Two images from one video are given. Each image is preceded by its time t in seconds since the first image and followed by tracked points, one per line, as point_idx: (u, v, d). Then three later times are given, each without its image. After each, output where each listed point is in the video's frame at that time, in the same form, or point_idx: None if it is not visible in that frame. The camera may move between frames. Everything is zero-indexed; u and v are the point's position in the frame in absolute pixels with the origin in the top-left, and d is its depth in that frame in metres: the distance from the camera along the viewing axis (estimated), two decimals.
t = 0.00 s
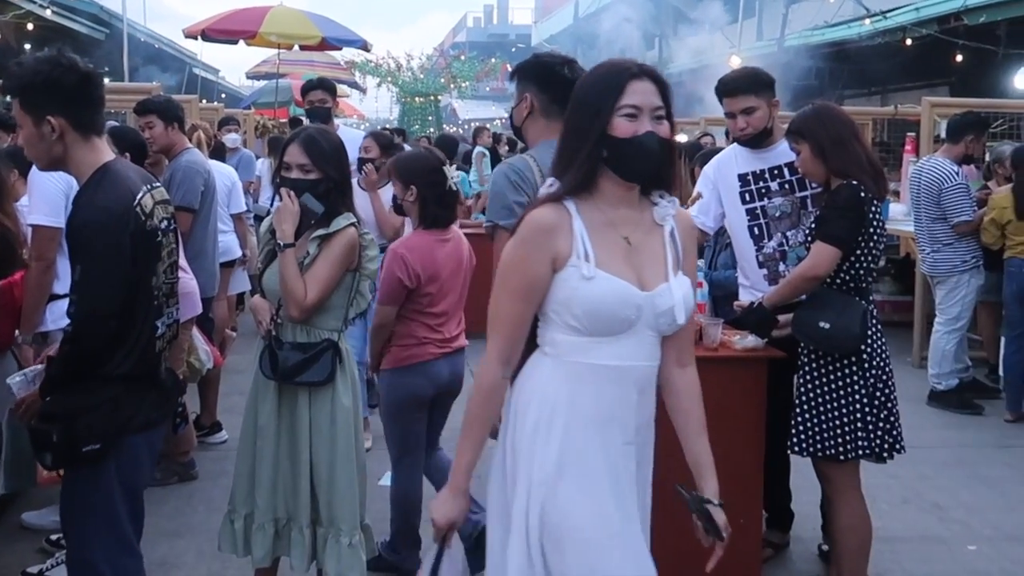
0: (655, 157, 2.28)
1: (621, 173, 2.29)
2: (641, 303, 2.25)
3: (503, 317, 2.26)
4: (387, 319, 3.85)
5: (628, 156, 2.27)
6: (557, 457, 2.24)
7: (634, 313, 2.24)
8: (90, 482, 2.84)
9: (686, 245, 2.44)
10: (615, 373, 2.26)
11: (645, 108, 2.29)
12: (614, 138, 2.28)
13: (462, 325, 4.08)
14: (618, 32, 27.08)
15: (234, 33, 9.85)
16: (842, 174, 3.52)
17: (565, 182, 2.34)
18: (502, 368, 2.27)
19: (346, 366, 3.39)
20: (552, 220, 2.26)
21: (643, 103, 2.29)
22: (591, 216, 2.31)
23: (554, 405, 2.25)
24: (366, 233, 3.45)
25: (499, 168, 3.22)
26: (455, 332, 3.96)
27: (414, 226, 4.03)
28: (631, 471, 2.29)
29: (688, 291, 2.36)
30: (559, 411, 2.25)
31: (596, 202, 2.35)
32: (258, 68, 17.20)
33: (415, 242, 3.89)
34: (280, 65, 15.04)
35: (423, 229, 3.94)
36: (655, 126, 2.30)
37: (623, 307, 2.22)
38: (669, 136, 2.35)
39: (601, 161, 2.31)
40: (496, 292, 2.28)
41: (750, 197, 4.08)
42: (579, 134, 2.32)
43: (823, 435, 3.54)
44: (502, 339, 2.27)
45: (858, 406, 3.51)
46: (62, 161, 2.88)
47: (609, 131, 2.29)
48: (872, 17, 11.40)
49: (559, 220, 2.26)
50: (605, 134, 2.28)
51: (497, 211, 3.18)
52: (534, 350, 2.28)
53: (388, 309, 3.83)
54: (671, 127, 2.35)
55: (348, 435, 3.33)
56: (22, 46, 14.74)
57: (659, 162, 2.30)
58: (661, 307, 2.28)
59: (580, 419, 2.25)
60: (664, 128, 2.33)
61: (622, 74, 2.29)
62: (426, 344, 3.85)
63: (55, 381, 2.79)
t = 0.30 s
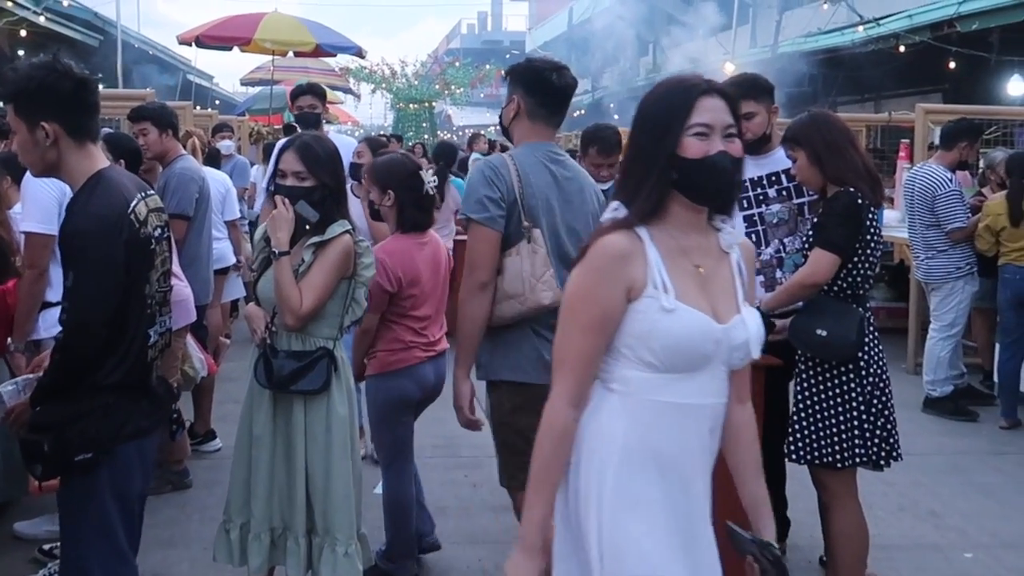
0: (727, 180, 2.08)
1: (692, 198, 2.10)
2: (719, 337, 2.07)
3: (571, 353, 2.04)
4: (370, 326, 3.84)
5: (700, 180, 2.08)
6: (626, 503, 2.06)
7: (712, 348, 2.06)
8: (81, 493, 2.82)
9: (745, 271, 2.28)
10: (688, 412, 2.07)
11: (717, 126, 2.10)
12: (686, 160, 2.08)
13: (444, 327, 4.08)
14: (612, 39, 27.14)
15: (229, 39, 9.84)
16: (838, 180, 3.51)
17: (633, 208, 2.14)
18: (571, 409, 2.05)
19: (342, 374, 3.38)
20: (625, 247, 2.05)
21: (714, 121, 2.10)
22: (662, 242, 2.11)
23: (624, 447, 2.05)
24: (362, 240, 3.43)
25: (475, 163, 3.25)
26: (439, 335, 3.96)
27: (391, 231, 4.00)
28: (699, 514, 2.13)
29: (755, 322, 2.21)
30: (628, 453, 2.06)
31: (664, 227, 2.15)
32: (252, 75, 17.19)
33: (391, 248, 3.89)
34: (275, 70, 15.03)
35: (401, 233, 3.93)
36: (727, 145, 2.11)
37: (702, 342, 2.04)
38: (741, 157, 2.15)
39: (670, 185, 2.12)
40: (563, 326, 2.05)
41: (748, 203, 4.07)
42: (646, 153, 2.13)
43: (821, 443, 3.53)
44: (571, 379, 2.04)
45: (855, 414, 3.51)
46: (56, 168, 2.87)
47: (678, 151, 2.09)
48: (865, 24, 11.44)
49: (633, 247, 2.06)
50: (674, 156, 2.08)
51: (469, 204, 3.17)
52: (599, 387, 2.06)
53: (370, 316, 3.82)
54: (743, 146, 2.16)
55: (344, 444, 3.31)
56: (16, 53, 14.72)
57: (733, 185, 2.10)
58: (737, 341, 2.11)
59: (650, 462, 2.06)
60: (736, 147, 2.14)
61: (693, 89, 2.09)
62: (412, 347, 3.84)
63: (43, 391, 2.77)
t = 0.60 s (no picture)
0: (809, 188, 1.98)
1: (773, 208, 2.00)
2: (817, 356, 1.97)
3: (664, 389, 1.91)
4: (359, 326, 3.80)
5: (780, 188, 1.97)
6: (733, 543, 1.95)
7: (812, 367, 1.96)
8: (74, 494, 2.80)
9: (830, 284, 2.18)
10: (788, 440, 1.96)
11: (797, 131, 1.99)
12: (765, 166, 1.98)
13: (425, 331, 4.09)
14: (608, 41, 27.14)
15: (225, 41, 9.83)
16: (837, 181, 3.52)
17: (707, 223, 2.03)
18: (672, 449, 1.92)
19: (339, 378, 3.36)
20: (709, 267, 1.93)
21: (794, 124, 1.99)
22: (748, 259, 2.01)
23: (726, 483, 1.95)
24: (358, 242, 3.42)
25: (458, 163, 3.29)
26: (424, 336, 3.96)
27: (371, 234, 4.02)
28: (802, 544, 2.03)
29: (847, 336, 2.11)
30: (730, 489, 1.95)
31: (744, 241, 2.04)
32: (248, 77, 17.17)
33: (376, 248, 3.90)
34: (271, 72, 15.00)
35: (383, 232, 3.93)
36: (809, 150, 2.00)
37: (802, 362, 1.93)
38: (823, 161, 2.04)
39: (747, 195, 2.02)
40: (654, 359, 1.93)
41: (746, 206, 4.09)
42: (720, 163, 2.02)
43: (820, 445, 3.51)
44: (668, 417, 1.92)
45: (854, 415, 3.50)
46: (53, 168, 2.85)
47: (756, 158, 1.99)
48: (861, 25, 11.44)
49: (716, 267, 1.94)
50: (753, 164, 1.97)
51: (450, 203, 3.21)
52: (694, 421, 1.95)
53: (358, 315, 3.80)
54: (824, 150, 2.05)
55: (341, 447, 3.30)
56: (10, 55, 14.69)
57: (816, 193, 2.00)
58: (833, 358, 2.01)
59: (754, 495, 1.95)
60: (818, 152, 2.03)
61: (768, 94, 1.99)
62: (401, 346, 3.83)
63: (34, 393, 2.75)
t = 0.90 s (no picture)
0: (902, 182, 1.83)
1: (863, 202, 1.85)
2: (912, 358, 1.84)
3: (753, 399, 1.78)
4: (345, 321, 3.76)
5: (873, 182, 1.83)
6: (827, 561, 1.82)
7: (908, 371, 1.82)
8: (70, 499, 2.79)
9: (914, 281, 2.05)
10: (879, 448, 1.84)
11: (892, 119, 1.84)
12: (856, 157, 1.83)
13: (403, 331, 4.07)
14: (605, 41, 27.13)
15: (221, 42, 9.82)
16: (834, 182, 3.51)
17: (785, 219, 1.88)
18: (761, 462, 1.79)
19: (335, 381, 3.34)
20: (795, 265, 1.79)
21: (889, 112, 1.84)
22: (834, 256, 1.87)
23: (817, 497, 1.82)
24: (353, 244, 3.41)
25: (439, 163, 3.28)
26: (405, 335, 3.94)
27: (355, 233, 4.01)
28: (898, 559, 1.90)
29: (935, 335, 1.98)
30: (823, 505, 1.82)
31: (828, 238, 1.89)
32: (245, 78, 17.17)
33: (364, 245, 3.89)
34: (267, 73, 14.99)
35: (369, 230, 3.93)
36: (904, 140, 1.85)
37: (897, 365, 1.80)
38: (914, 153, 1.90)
39: (834, 188, 1.86)
40: (740, 367, 1.79)
41: (741, 205, 4.06)
42: (802, 153, 1.86)
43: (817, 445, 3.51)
44: (758, 430, 1.79)
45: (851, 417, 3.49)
46: (49, 169, 2.84)
47: (848, 149, 1.83)
48: (857, 24, 11.44)
49: (801, 264, 1.80)
50: (845, 157, 1.82)
51: (428, 204, 3.20)
52: (782, 431, 1.82)
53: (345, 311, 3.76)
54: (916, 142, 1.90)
55: (338, 451, 3.28)
56: (7, 57, 14.67)
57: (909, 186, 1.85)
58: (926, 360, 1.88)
59: (847, 509, 1.82)
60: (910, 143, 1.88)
61: (861, 78, 1.84)
62: (385, 344, 3.81)
63: (30, 395, 2.73)
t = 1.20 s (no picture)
0: (1009, 179, 1.70)
1: (963, 202, 1.72)
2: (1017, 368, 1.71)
3: (845, 413, 1.66)
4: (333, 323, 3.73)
5: (980, 178, 1.69)
6: None
7: (1014, 382, 1.70)
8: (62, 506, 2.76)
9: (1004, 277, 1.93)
10: (982, 465, 1.72)
11: (1001, 111, 1.70)
12: (962, 151, 1.69)
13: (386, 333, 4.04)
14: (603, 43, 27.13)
15: (219, 46, 9.81)
16: (831, 183, 3.50)
17: (871, 218, 1.74)
18: (855, 482, 1.68)
19: (329, 387, 3.31)
20: (885, 267, 1.67)
21: (999, 103, 1.70)
22: (927, 255, 1.74)
23: (915, 519, 1.71)
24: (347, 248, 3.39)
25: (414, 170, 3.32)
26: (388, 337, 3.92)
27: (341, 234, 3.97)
28: None
29: None
30: (922, 526, 1.71)
31: (920, 237, 1.76)
32: (243, 82, 17.15)
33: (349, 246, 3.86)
34: (265, 77, 14.97)
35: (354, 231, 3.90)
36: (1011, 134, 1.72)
37: (1002, 377, 1.67)
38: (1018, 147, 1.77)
39: (934, 183, 1.72)
40: (831, 379, 1.67)
41: (734, 208, 4.06)
42: (901, 144, 1.72)
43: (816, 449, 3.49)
44: (850, 447, 1.67)
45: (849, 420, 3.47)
46: (41, 172, 2.82)
47: (953, 141, 1.69)
48: (855, 26, 11.42)
49: (892, 266, 1.67)
50: (952, 148, 1.68)
51: (401, 211, 3.24)
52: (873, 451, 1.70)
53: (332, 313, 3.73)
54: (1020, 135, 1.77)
55: (332, 457, 3.26)
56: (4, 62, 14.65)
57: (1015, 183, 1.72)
58: None
59: (945, 532, 1.71)
60: (1014, 135, 1.76)
61: (970, 65, 1.70)
62: (370, 346, 3.79)
63: (21, 400, 2.70)
